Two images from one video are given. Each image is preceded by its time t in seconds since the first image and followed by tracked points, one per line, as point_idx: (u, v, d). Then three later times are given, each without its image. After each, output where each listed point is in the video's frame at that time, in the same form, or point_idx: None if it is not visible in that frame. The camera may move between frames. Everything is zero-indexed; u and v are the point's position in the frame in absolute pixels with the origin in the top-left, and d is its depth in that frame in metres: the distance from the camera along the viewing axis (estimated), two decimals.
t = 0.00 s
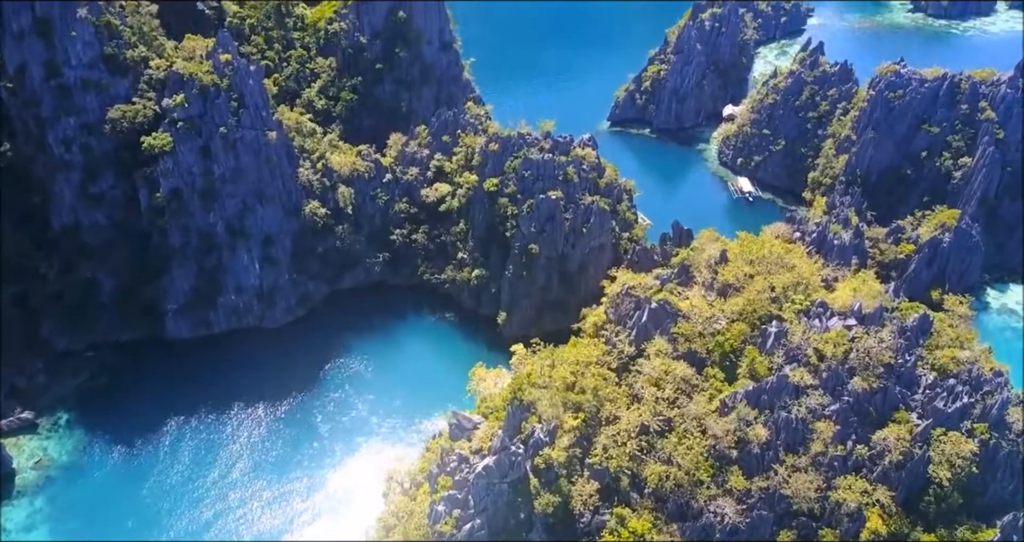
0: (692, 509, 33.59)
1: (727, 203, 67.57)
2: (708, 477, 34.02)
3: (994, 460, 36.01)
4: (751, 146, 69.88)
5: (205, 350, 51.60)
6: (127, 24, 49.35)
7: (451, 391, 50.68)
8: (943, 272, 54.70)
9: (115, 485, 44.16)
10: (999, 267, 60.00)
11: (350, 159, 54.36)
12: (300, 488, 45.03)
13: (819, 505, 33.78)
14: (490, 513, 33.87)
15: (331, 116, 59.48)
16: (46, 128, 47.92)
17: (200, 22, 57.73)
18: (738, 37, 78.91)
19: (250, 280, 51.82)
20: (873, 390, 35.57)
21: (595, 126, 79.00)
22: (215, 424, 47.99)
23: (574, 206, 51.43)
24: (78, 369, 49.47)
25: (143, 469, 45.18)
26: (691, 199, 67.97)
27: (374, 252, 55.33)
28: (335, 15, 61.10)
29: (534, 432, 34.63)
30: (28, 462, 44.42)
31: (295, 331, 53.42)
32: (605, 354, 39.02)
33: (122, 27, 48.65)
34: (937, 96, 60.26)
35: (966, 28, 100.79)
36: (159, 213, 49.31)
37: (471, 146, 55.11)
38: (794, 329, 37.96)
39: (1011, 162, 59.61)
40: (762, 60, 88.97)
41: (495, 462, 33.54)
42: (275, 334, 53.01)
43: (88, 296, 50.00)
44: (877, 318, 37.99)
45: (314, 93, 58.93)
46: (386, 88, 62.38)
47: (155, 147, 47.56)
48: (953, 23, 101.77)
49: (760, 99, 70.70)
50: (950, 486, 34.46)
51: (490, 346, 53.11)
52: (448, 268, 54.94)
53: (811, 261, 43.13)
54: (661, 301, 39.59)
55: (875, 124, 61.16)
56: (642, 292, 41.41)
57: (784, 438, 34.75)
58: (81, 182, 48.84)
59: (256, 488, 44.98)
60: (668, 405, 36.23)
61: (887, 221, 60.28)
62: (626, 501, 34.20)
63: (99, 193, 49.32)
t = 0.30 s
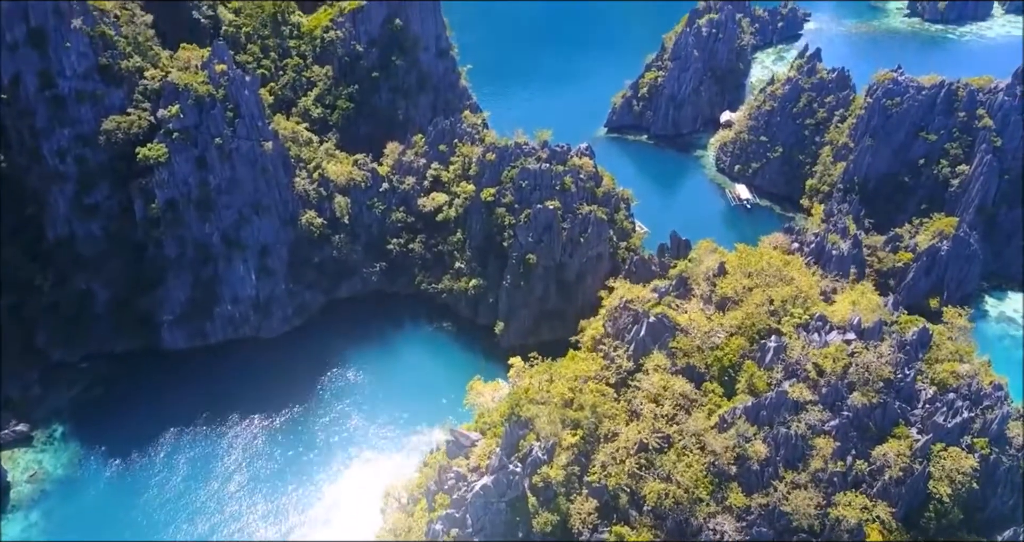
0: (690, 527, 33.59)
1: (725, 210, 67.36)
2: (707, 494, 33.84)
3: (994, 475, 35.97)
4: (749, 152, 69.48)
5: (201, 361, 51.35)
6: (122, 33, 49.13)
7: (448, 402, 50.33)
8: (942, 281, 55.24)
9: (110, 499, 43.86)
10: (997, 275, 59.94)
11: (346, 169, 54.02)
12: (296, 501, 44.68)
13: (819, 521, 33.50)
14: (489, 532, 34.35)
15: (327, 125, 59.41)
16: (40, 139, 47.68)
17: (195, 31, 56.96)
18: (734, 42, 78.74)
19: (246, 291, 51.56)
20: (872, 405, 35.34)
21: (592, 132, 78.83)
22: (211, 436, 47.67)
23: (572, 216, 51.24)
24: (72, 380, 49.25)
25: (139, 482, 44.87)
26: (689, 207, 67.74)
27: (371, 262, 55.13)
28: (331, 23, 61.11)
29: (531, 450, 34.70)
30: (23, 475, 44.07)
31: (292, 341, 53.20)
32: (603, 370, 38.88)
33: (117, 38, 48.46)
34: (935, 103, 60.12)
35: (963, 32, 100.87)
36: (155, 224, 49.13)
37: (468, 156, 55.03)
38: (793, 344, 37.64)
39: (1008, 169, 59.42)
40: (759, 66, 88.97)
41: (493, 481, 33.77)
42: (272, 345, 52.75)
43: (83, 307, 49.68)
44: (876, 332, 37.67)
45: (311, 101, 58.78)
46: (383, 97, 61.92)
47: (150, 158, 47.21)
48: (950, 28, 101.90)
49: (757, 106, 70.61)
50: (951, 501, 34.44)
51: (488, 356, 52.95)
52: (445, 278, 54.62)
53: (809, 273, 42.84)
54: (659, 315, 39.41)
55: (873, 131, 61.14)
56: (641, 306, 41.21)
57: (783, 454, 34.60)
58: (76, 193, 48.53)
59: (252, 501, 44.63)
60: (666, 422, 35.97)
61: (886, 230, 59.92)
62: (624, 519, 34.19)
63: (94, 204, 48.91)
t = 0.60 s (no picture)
0: None
1: (722, 217, 67.25)
2: (706, 511, 33.66)
3: (994, 490, 35.98)
4: (746, 160, 69.56)
5: (196, 372, 51.07)
6: (117, 44, 48.72)
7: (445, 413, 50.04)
8: (939, 289, 55.38)
9: (105, 514, 43.66)
10: (996, 282, 59.82)
11: (342, 179, 53.90)
12: (293, 515, 44.36)
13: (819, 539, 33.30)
14: None
15: (323, 133, 59.26)
16: (35, 150, 47.41)
17: (190, 40, 56.04)
18: (732, 49, 78.77)
19: (242, 302, 51.31)
20: (872, 420, 35.18)
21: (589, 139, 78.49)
22: (207, 449, 47.38)
23: (569, 226, 51.08)
24: (68, 392, 48.98)
25: (135, 496, 44.63)
26: (687, 214, 67.60)
27: (368, 271, 54.90)
28: (327, 32, 61.25)
29: (529, 469, 34.89)
30: (17, 490, 43.67)
31: (288, 352, 52.90)
32: (602, 385, 38.73)
33: (112, 48, 48.08)
34: (932, 111, 60.01)
35: (959, 37, 100.96)
36: (150, 235, 48.89)
37: (465, 165, 54.78)
38: (792, 360, 37.44)
39: (1006, 177, 59.38)
40: (756, 71, 88.92)
41: (490, 501, 34.39)
42: (268, 356, 52.48)
43: (78, 319, 49.23)
44: (876, 346, 37.36)
45: (307, 110, 58.84)
46: (379, 105, 61.73)
47: (145, 170, 46.96)
48: (946, 33, 102.01)
49: (755, 113, 70.44)
50: (951, 517, 34.58)
51: (486, 367, 52.43)
52: (442, 287, 54.25)
53: (807, 286, 42.69)
54: (658, 329, 39.14)
55: (870, 139, 60.97)
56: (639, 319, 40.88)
57: (783, 470, 34.51)
58: (70, 205, 48.26)
59: (248, 516, 44.35)
60: (665, 439, 35.74)
61: (884, 237, 60.05)
62: (624, 536, 33.92)
63: (89, 215, 48.60)
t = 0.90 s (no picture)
0: None
1: (720, 225, 67.03)
2: (706, 532, 33.35)
3: (995, 508, 35.78)
4: (743, 168, 69.12)
5: (192, 386, 50.74)
6: (112, 56, 48.35)
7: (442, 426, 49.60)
8: (938, 298, 55.44)
9: (100, 531, 43.25)
10: (996, 291, 59.51)
11: (339, 190, 53.59)
12: (289, 531, 43.90)
13: None
14: None
15: (320, 143, 58.85)
16: (29, 164, 47.40)
17: (184, 50, 55.95)
18: (728, 56, 78.95)
19: (238, 314, 50.91)
20: (872, 438, 35.07)
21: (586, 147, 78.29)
22: (202, 464, 46.97)
23: (567, 237, 50.84)
24: (64, 405, 48.72)
25: (130, 513, 44.22)
26: (684, 222, 67.38)
27: (364, 282, 54.72)
28: (324, 41, 60.72)
29: (528, 491, 34.79)
30: (11, 506, 43.20)
31: (284, 364, 52.56)
32: (600, 403, 38.46)
33: (107, 61, 47.71)
34: (930, 120, 59.89)
35: (956, 43, 100.94)
36: (145, 248, 48.61)
37: (462, 177, 54.44)
38: (792, 378, 37.16)
39: (1004, 186, 59.22)
40: (752, 78, 88.87)
41: (488, 524, 34.43)
42: (264, 369, 52.13)
43: (72, 332, 49.26)
44: (876, 364, 37.18)
45: (303, 120, 58.36)
46: (376, 114, 61.55)
47: (140, 183, 46.68)
48: (943, 39, 102.07)
49: (752, 121, 70.18)
50: (952, 536, 34.40)
51: (485, 379, 52.13)
52: (439, 298, 54.07)
53: (805, 300, 42.33)
54: (656, 346, 38.84)
55: (868, 148, 60.75)
56: (638, 335, 40.69)
57: (783, 489, 34.22)
58: (65, 218, 47.99)
59: (245, 532, 43.92)
60: (664, 458, 35.52)
61: (882, 246, 60.55)
62: None
63: (83, 228, 48.33)
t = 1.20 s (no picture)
0: None
1: (719, 232, 66.85)
2: None
3: (997, 524, 35.42)
4: (742, 174, 68.87)
5: (188, 397, 50.42)
6: (107, 67, 48.04)
7: (440, 437, 49.32)
8: (936, 306, 55.54)
9: None
10: (996, 298, 59.31)
11: (336, 200, 53.22)
12: None
13: None
14: None
15: (316, 152, 58.75)
16: (23, 176, 46.88)
17: (179, 60, 55.53)
18: (726, 62, 78.98)
19: (235, 325, 50.62)
20: (872, 454, 34.98)
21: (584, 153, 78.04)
22: (199, 477, 46.68)
23: (565, 247, 50.67)
24: (60, 417, 48.43)
25: (126, 527, 43.89)
26: (682, 228, 67.25)
27: (361, 292, 54.38)
28: (320, 50, 60.60)
29: (527, 510, 34.78)
30: (6, 521, 42.84)
31: (280, 375, 52.30)
32: (599, 419, 38.20)
33: (101, 72, 47.42)
34: (927, 127, 59.94)
35: (952, 48, 101.00)
36: (141, 260, 48.38)
37: (460, 187, 54.38)
38: (792, 393, 37.04)
39: (1002, 194, 59.20)
40: (749, 83, 88.77)
41: None
42: (261, 380, 51.84)
43: (68, 344, 49.00)
44: (876, 379, 37.06)
45: (299, 129, 58.09)
46: (372, 122, 61.32)
47: (135, 195, 46.42)
48: (940, 44, 102.07)
49: (749, 128, 70.02)
50: None
51: (483, 389, 51.83)
52: (437, 308, 53.69)
53: (804, 312, 42.23)
54: (655, 361, 38.47)
55: (866, 155, 60.54)
56: (637, 349, 40.41)
57: (783, 506, 34.42)
58: (59, 230, 47.70)
59: None
60: (663, 476, 35.26)
61: (880, 254, 60.36)
62: None
63: (78, 240, 48.06)
